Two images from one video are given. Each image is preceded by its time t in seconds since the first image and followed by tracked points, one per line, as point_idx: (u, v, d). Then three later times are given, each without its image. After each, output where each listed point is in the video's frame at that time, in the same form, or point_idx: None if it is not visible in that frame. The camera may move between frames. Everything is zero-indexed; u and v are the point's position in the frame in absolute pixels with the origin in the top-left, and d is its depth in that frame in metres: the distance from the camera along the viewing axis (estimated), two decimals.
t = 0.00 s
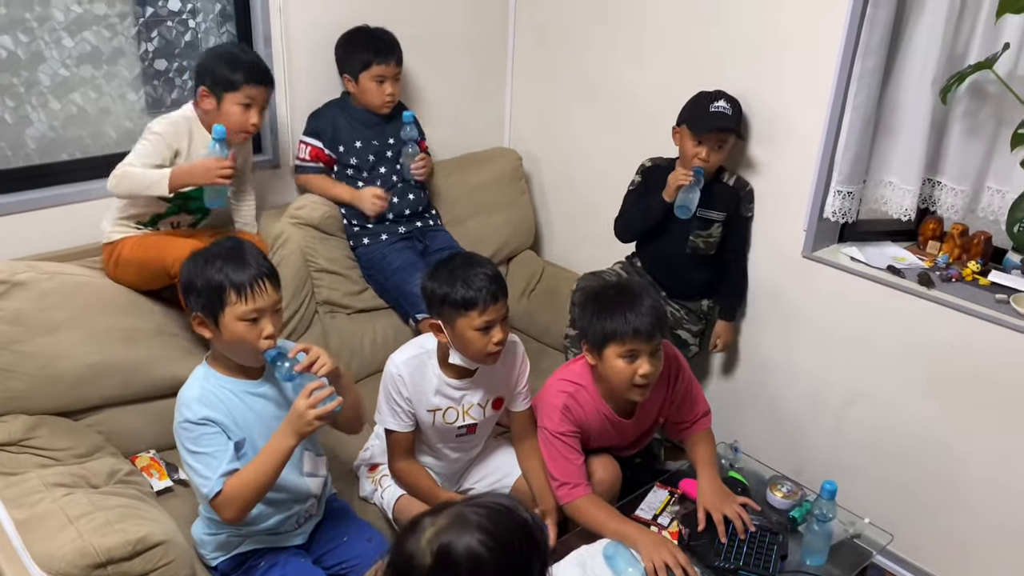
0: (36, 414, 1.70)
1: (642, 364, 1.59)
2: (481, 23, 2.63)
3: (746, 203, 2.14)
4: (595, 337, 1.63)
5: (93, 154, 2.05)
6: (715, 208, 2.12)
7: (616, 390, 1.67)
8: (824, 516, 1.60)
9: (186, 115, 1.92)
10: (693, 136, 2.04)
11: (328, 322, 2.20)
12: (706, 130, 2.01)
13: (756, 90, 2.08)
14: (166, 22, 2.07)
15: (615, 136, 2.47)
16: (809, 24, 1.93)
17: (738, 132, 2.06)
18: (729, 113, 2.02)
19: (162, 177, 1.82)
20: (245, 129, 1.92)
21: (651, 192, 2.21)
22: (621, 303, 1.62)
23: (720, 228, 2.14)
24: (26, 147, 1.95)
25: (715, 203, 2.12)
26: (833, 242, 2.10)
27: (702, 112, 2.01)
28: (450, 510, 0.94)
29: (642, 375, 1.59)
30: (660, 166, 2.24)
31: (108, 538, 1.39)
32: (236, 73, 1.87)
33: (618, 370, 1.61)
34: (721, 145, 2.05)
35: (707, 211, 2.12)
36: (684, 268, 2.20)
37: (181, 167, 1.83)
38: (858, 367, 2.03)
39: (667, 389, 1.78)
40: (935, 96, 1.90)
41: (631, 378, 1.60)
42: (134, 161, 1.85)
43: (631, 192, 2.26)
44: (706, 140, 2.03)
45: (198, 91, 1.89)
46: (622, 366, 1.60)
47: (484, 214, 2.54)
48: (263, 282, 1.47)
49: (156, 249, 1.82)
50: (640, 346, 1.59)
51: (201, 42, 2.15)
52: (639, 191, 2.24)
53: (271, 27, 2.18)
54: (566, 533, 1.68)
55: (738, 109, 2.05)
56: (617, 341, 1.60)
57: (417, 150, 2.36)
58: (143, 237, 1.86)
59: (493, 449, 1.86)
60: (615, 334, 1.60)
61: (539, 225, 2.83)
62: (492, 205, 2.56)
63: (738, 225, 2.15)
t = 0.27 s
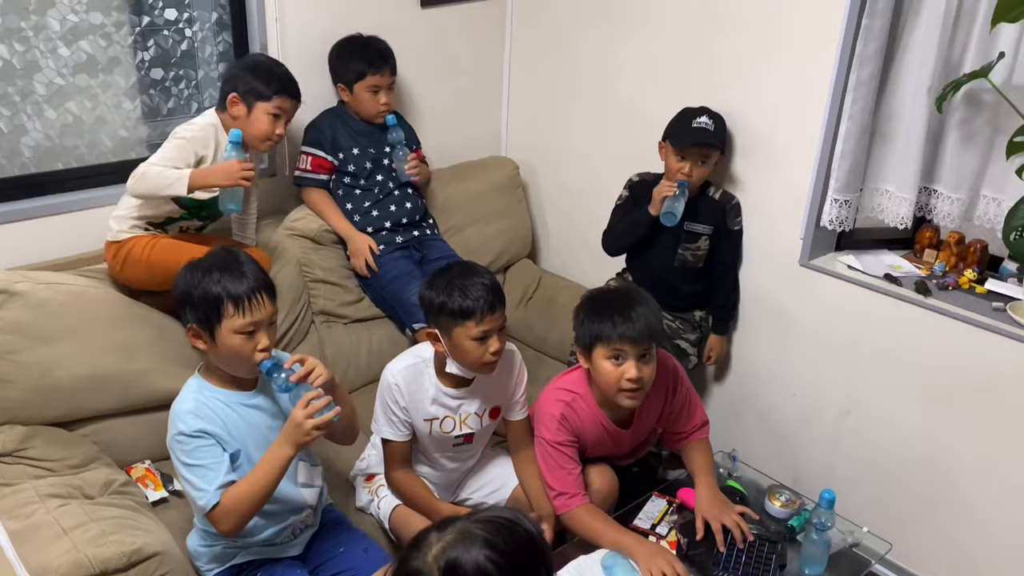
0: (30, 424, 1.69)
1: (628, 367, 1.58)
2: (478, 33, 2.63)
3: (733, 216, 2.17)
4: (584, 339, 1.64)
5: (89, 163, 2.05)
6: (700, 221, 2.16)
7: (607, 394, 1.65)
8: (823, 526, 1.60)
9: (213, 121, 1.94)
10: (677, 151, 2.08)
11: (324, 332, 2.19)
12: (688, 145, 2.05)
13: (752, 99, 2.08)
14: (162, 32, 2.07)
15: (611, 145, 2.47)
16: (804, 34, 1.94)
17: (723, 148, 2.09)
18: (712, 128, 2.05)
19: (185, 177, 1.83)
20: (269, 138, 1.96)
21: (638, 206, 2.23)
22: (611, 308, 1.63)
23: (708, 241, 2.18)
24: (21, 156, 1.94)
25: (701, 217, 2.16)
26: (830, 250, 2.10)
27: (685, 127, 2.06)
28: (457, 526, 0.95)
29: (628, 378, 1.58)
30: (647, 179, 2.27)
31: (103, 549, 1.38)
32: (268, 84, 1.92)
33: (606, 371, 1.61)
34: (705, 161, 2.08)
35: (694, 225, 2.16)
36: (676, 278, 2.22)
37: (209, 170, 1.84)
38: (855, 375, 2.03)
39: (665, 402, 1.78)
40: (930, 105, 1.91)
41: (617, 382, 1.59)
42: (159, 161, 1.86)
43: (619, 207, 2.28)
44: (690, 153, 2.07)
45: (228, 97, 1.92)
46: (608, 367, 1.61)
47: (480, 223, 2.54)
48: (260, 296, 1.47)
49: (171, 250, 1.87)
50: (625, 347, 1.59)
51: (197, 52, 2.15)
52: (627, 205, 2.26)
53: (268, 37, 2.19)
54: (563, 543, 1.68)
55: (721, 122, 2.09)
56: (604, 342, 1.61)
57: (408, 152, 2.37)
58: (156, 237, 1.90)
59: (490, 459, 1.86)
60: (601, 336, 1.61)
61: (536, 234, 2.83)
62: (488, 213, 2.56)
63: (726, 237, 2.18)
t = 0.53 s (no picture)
0: (21, 434, 1.68)
1: (626, 378, 1.57)
2: (472, 40, 2.63)
3: (716, 227, 2.20)
4: (580, 350, 1.63)
5: (81, 171, 2.04)
6: (682, 232, 2.19)
7: (602, 404, 1.64)
8: (819, 534, 1.59)
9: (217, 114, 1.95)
10: (658, 163, 2.10)
11: (318, 340, 2.18)
12: (669, 156, 2.07)
13: (746, 106, 2.08)
14: (155, 39, 2.07)
15: (606, 152, 2.47)
16: (798, 41, 1.94)
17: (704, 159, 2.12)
18: (692, 141, 2.08)
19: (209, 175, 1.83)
20: (276, 130, 1.98)
21: (623, 217, 2.25)
22: (608, 318, 1.62)
23: (692, 250, 2.21)
24: (13, 163, 1.93)
25: (685, 228, 2.19)
26: (824, 258, 2.10)
27: (666, 140, 2.08)
28: (455, 546, 0.94)
29: (626, 390, 1.57)
30: (630, 191, 2.28)
31: (94, 559, 1.37)
32: (271, 79, 1.96)
33: (603, 383, 1.60)
34: (686, 174, 2.11)
35: (677, 234, 2.20)
36: (663, 289, 2.24)
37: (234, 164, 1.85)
38: (850, 383, 2.02)
39: (659, 410, 1.77)
40: (924, 113, 1.91)
41: (615, 393, 1.58)
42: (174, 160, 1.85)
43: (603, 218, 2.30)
44: (672, 165, 2.09)
45: (233, 91, 1.94)
46: (606, 378, 1.59)
47: (475, 231, 2.53)
48: (253, 307, 1.46)
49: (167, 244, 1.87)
50: (624, 358, 1.58)
51: (191, 59, 2.15)
52: (610, 216, 2.28)
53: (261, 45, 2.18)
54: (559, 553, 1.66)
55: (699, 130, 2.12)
56: (602, 353, 1.59)
57: (401, 155, 2.35)
58: (154, 229, 1.91)
59: (484, 467, 1.84)
60: (598, 346, 1.60)
61: (530, 241, 2.83)
62: (483, 221, 2.55)
63: (711, 247, 2.21)
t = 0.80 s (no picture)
0: (14, 444, 1.67)
1: (628, 389, 1.57)
2: (467, 49, 2.64)
3: (702, 234, 2.23)
4: (582, 364, 1.61)
5: (76, 180, 2.03)
6: (670, 239, 2.20)
7: (604, 416, 1.64)
8: (816, 541, 1.59)
9: (193, 125, 1.95)
10: (644, 168, 2.14)
11: (312, 348, 2.17)
12: (654, 160, 2.11)
13: (740, 114, 2.09)
14: (150, 47, 2.07)
15: (601, 160, 2.47)
16: (792, 50, 1.95)
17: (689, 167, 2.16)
18: (678, 147, 2.12)
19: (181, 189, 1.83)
20: (253, 125, 1.94)
21: (609, 224, 2.24)
22: (607, 328, 1.61)
23: (680, 258, 2.22)
24: (7, 172, 1.92)
25: (673, 235, 2.21)
26: (819, 265, 2.11)
27: (652, 145, 2.12)
28: (454, 562, 0.95)
29: (628, 401, 1.57)
30: (617, 201, 2.29)
31: (87, 569, 1.36)
32: (238, 75, 1.92)
33: (604, 395, 1.59)
34: (671, 181, 2.15)
35: (665, 242, 2.20)
36: (651, 296, 2.23)
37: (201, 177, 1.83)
38: (846, 390, 2.03)
39: (655, 417, 1.77)
40: (917, 121, 1.91)
41: (617, 404, 1.58)
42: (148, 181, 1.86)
43: (590, 227, 2.28)
44: (658, 171, 2.13)
45: (204, 96, 1.93)
46: (607, 391, 1.58)
47: (470, 239, 2.53)
48: (247, 316, 1.45)
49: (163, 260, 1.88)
50: (627, 371, 1.58)
51: (185, 67, 2.15)
52: (597, 223, 2.27)
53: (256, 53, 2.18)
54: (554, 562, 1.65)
55: (684, 140, 2.17)
56: (604, 366, 1.58)
57: (397, 165, 2.37)
58: (154, 245, 1.92)
59: (480, 476, 1.84)
60: (601, 359, 1.59)
61: (526, 249, 2.83)
62: (478, 229, 2.55)
63: (697, 254, 2.23)
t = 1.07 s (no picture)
0: (7, 453, 1.65)
1: (627, 400, 1.57)
2: (464, 57, 2.64)
3: (691, 240, 2.24)
4: (581, 373, 1.61)
5: (70, 188, 2.03)
6: (662, 247, 2.20)
7: (602, 425, 1.64)
8: (814, 549, 1.61)
9: (151, 142, 1.91)
10: (633, 176, 2.13)
11: (308, 358, 2.17)
12: (643, 167, 2.11)
13: (735, 121, 2.09)
14: (145, 55, 2.06)
15: (597, 167, 2.47)
16: (788, 57, 1.95)
17: (676, 174, 2.16)
18: (666, 154, 2.13)
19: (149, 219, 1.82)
20: (210, 130, 1.89)
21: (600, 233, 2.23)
22: (606, 337, 1.61)
23: (670, 265, 2.22)
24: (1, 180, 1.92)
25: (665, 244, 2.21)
26: (815, 272, 2.11)
27: (641, 153, 2.12)
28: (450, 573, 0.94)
29: (627, 411, 1.57)
30: (604, 212, 2.29)
31: None
32: (192, 77, 1.87)
33: (603, 406, 1.59)
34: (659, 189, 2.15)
35: (654, 250, 2.20)
36: (645, 304, 2.22)
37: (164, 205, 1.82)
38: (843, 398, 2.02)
39: (653, 426, 1.76)
40: (913, 128, 1.92)
41: (616, 414, 1.58)
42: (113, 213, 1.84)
43: (581, 236, 2.26)
44: (647, 178, 2.13)
45: (158, 107, 1.89)
46: (606, 401, 1.58)
47: (466, 247, 2.53)
48: (241, 325, 1.44)
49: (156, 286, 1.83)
50: (627, 381, 1.57)
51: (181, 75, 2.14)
52: (587, 234, 2.27)
53: (252, 60, 2.18)
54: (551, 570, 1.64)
55: (671, 151, 2.17)
56: (604, 376, 1.58)
57: (390, 174, 2.35)
58: (148, 276, 1.88)
59: (476, 484, 1.83)
60: (600, 368, 1.58)
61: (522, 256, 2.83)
62: (475, 237, 2.55)
63: (688, 261, 2.24)
